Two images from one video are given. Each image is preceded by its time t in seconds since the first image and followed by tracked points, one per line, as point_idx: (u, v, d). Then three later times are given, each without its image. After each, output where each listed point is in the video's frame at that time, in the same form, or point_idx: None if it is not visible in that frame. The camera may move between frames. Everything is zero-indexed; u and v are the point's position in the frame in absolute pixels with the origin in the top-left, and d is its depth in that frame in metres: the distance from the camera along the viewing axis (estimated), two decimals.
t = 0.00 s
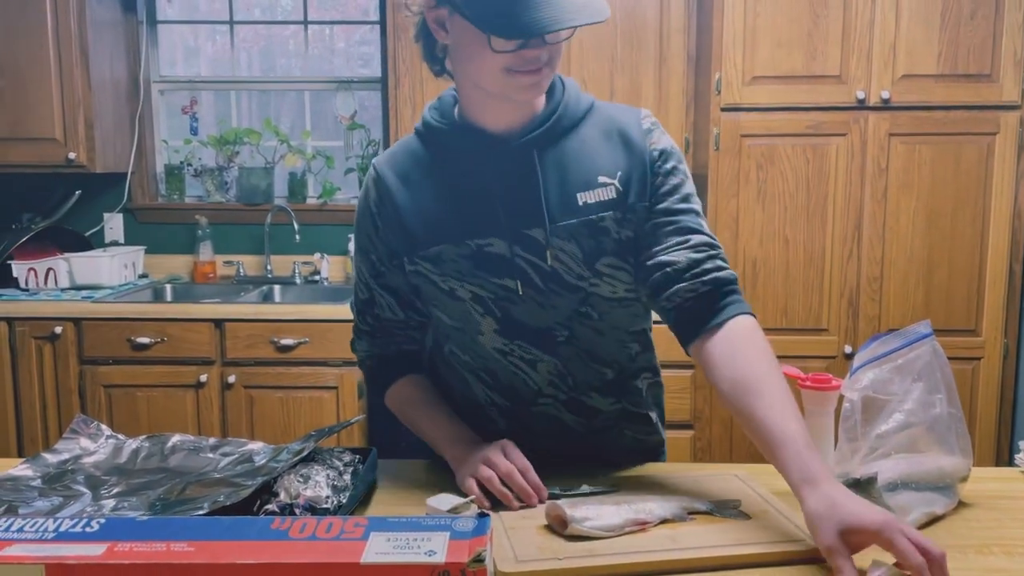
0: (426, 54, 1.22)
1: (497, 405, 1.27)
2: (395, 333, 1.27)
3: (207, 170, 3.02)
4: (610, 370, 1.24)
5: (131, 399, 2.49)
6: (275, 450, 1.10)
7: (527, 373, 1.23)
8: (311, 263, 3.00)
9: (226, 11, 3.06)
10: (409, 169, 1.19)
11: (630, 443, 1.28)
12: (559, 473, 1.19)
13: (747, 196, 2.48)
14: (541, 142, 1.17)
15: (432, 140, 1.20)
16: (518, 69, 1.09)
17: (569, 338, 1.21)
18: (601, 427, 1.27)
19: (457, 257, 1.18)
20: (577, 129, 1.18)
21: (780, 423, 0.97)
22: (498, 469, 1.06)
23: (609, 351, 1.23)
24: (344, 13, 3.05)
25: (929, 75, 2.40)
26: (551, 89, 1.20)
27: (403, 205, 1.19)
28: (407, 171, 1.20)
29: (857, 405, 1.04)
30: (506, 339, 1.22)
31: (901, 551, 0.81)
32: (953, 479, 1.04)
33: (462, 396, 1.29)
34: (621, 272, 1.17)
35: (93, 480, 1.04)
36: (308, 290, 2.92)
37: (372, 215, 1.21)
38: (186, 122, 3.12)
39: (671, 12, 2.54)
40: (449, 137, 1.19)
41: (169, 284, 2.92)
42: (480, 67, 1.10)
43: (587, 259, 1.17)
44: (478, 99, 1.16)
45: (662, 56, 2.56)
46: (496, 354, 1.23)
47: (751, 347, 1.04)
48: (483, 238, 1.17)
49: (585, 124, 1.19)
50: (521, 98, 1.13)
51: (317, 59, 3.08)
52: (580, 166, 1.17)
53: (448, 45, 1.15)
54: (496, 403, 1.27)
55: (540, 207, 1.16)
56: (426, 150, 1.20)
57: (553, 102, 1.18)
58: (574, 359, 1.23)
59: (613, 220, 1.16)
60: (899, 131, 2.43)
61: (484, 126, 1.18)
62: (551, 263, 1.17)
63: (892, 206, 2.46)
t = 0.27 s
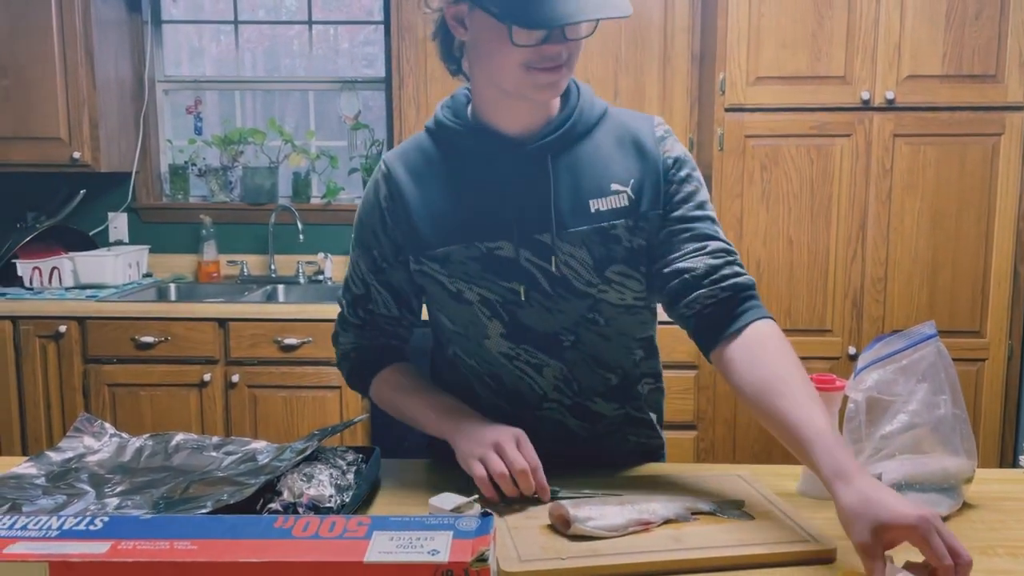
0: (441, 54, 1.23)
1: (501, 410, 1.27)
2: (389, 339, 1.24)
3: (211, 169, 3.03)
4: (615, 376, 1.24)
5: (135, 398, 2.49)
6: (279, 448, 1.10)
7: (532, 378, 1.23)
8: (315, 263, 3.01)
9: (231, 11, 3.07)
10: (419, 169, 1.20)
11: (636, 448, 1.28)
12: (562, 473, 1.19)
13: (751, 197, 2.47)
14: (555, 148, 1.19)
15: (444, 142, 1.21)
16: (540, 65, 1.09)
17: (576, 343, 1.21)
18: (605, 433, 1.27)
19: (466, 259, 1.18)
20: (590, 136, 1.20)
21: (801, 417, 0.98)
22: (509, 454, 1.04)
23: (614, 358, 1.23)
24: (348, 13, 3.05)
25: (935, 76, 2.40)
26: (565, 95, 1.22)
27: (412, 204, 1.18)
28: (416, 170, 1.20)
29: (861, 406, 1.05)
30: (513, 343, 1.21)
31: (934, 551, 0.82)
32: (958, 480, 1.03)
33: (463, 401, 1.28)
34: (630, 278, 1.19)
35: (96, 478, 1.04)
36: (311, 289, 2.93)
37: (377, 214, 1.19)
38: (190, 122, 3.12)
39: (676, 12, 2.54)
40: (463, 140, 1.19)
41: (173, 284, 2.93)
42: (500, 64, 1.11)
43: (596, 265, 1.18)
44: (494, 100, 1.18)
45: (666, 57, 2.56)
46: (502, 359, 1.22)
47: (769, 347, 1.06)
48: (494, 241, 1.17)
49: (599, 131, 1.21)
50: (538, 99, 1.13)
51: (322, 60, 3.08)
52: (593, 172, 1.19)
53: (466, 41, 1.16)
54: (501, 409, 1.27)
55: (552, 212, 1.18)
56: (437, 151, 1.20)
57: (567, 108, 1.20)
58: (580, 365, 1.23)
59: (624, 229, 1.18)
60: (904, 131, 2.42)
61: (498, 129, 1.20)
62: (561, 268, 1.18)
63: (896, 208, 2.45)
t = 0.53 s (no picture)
0: (468, 45, 1.24)
1: (505, 398, 1.27)
2: (399, 326, 1.26)
3: (217, 171, 3.03)
4: (620, 368, 1.26)
5: (139, 398, 2.50)
6: (283, 449, 1.11)
7: (537, 366, 1.24)
8: (319, 265, 3.02)
9: (236, 12, 3.08)
10: (437, 155, 1.23)
11: (637, 443, 1.29)
12: (564, 475, 1.19)
13: (754, 199, 2.47)
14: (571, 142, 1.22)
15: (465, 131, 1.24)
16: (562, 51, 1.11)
17: (581, 333, 1.23)
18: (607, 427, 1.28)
19: (477, 244, 1.20)
20: (605, 135, 1.24)
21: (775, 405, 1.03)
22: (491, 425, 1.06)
23: (615, 355, 1.25)
24: (353, 15, 3.06)
25: (939, 79, 2.40)
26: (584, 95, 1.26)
27: (428, 188, 1.21)
28: (434, 156, 1.23)
29: (864, 409, 1.05)
30: (519, 329, 1.23)
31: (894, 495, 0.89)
32: (960, 483, 1.04)
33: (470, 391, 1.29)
34: (635, 275, 1.21)
35: (101, 478, 1.05)
36: (315, 290, 2.94)
37: (394, 197, 1.22)
38: (195, 123, 3.13)
39: (679, 15, 2.54)
40: (482, 129, 1.23)
41: (178, 285, 2.94)
42: (524, 50, 1.13)
43: (604, 257, 1.20)
44: (515, 91, 1.21)
45: (670, 60, 2.57)
46: (508, 345, 1.24)
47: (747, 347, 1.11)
48: (505, 226, 1.20)
49: (616, 133, 1.25)
50: (556, 88, 1.16)
51: (326, 61, 3.09)
52: (607, 169, 1.21)
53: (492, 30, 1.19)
54: (506, 397, 1.27)
55: (563, 203, 1.20)
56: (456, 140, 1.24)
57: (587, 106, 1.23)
58: (585, 355, 1.24)
59: (632, 225, 1.19)
60: (908, 134, 2.42)
61: (516, 121, 1.23)
62: (570, 258, 1.20)
63: (900, 211, 2.45)
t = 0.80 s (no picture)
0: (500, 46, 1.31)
1: (513, 378, 1.27)
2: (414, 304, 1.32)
3: (221, 173, 3.04)
4: (626, 356, 1.27)
5: (143, 400, 2.50)
6: (287, 451, 1.11)
7: (546, 347, 1.25)
8: (323, 267, 3.03)
9: (240, 15, 3.09)
10: (460, 147, 1.28)
11: (638, 434, 1.30)
12: (567, 478, 1.19)
13: (758, 202, 2.47)
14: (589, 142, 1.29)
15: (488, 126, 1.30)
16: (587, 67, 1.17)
17: (591, 318, 1.25)
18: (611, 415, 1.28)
19: (496, 228, 1.25)
20: (622, 139, 1.30)
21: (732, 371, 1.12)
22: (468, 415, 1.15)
23: (622, 344, 1.26)
24: (357, 17, 3.07)
25: (944, 82, 2.39)
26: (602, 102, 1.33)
27: (452, 177, 1.27)
28: (458, 148, 1.28)
29: (868, 412, 1.03)
30: (532, 310, 1.25)
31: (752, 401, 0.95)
32: (964, 487, 1.04)
33: (479, 374, 1.29)
34: (646, 267, 1.24)
35: (105, 480, 1.05)
36: (319, 293, 2.94)
37: (419, 187, 1.29)
38: (199, 126, 3.14)
39: (683, 17, 2.54)
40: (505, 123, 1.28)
41: (182, 287, 2.94)
42: (550, 59, 1.19)
43: (618, 247, 1.24)
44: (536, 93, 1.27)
45: (673, 63, 2.57)
46: (520, 324, 1.25)
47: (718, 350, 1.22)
48: (524, 212, 1.25)
49: (631, 138, 1.31)
50: (579, 97, 1.21)
51: (330, 64, 3.10)
52: (623, 169, 1.28)
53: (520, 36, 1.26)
54: (513, 375, 1.27)
55: (580, 195, 1.25)
56: (479, 135, 1.29)
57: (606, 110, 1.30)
58: (594, 339, 1.25)
59: (647, 220, 1.25)
60: (912, 137, 2.42)
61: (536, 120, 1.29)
62: (586, 244, 1.24)
63: (904, 216, 2.45)
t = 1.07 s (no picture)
0: (522, 43, 1.33)
1: (526, 373, 1.27)
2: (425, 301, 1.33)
3: (223, 175, 3.04)
4: (637, 352, 1.27)
5: (145, 402, 2.50)
6: (289, 453, 1.11)
7: (559, 343, 1.25)
8: (325, 269, 3.03)
9: (243, 17, 3.09)
10: (475, 145, 1.29)
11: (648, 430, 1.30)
12: (569, 480, 1.19)
13: (760, 204, 2.47)
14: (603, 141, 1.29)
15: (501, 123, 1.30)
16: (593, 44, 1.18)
17: (604, 314, 1.25)
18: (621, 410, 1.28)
19: (510, 225, 1.24)
20: (634, 139, 1.31)
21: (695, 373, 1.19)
22: (485, 423, 1.20)
23: (634, 341, 1.27)
24: (359, 20, 3.07)
25: (946, 84, 2.39)
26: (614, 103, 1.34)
27: (467, 174, 1.27)
28: (472, 147, 1.29)
29: (869, 415, 1.04)
30: (545, 305, 1.25)
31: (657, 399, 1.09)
32: (966, 490, 1.04)
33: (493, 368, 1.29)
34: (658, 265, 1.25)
35: (108, 482, 1.05)
36: (321, 295, 2.94)
37: (433, 186, 1.29)
38: (202, 128, 3.14)
39: (685, 19, 2.54)
40: (519, 120, 1.29)
41: (184, 289, 2.95)
42: (558, 40, 1.20)
43: (631, 245, 1.24)
44: (549, 91, 1.27)
45: (675, 66, 2.57)
46: (533, 320, 1.25)
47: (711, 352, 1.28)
48: (538, 208, 1.25)
49: (643, 138, 1.32)
50: (586, 76, 1.22)
51: (333, 66, 3.11)
52: (635, 167, 1.28)
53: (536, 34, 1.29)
54: (526, 370, 1.26)
55: (594, 192, 1.26)
56: (493, 133, 1.30)
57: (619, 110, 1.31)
58: (607, 335, 1.25)
59: (658, 219, 1.26)
60: (914, 140, 2.42)
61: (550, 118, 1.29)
62: (599, 242, 1.24)
63: (907, 218, 2.45)
